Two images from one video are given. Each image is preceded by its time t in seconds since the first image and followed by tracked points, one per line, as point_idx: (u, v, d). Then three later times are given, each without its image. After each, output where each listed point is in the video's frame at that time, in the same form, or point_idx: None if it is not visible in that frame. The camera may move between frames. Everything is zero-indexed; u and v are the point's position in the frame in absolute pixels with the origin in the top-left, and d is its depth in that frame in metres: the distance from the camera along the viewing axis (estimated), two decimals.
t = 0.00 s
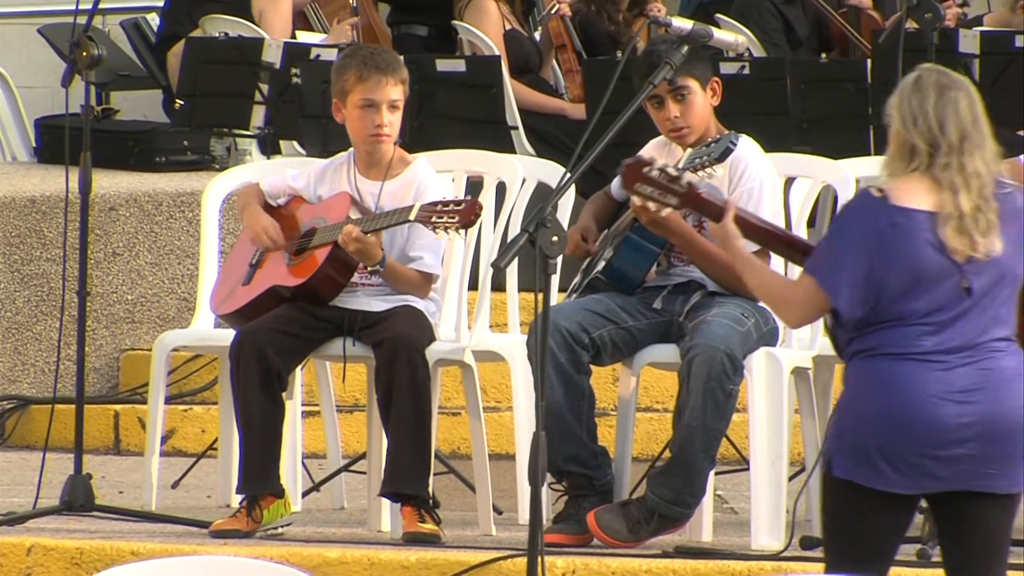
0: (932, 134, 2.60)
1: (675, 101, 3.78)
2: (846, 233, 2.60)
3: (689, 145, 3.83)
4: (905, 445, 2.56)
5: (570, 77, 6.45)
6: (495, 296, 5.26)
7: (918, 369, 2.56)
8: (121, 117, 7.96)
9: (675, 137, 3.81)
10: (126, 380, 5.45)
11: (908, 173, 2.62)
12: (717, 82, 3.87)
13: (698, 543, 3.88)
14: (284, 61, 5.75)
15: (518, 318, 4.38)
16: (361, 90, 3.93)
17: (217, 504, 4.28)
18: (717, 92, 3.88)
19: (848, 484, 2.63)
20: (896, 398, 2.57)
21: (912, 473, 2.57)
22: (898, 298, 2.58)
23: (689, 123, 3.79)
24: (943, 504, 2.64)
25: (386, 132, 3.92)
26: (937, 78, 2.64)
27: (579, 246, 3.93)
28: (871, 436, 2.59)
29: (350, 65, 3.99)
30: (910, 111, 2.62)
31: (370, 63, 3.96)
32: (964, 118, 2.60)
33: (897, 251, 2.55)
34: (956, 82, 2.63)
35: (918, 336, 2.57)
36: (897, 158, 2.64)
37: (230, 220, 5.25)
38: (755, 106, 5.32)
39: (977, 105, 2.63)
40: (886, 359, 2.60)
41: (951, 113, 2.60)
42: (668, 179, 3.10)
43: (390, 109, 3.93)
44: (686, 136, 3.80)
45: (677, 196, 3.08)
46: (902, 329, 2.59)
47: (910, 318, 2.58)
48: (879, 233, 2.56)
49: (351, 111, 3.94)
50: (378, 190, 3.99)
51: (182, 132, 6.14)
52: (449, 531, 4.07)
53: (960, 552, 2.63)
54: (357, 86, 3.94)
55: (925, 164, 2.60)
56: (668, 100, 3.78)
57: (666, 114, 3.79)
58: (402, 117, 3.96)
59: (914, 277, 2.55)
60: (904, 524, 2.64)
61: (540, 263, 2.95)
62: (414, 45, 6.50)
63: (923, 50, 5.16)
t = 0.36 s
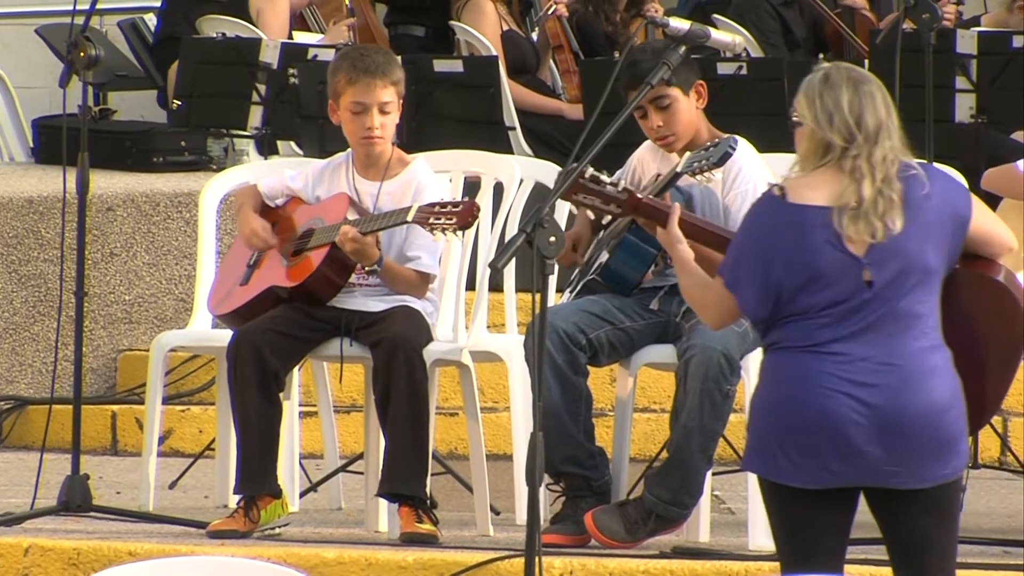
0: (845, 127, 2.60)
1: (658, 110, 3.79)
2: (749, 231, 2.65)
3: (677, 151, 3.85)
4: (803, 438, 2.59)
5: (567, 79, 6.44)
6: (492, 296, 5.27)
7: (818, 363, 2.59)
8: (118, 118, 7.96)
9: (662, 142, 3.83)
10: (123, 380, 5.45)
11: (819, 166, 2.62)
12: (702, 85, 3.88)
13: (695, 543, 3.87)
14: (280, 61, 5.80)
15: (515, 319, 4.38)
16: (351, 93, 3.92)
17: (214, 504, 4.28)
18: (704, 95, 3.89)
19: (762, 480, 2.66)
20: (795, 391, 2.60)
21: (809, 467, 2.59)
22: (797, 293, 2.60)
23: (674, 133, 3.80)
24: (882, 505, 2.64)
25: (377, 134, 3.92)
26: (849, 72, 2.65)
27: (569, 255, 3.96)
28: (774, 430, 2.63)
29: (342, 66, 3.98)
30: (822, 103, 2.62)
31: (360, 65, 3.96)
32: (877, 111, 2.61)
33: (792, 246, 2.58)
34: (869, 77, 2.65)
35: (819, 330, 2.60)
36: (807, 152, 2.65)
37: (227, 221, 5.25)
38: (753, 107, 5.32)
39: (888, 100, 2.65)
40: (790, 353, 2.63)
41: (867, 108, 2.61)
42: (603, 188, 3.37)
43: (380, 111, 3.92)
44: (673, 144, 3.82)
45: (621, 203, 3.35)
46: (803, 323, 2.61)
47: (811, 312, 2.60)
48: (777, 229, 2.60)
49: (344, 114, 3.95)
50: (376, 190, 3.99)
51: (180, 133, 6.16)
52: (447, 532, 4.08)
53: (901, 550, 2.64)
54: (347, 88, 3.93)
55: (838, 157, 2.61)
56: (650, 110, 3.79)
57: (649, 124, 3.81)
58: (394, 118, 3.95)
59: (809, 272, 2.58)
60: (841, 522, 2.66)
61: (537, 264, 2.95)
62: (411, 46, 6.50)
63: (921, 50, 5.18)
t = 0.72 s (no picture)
0: (780, 134, 2.66)
1: (646, 108, 3.80)
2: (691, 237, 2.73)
3: (670, 147, 3.86)
4: (745, 439, 2.67)
5: (558, 78, 6.45)
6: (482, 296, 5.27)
7: (757, 365, 2.66)
8: (109, 118, 7.95)
9: (652, 141, 3.84)
10: (114, 380, 5.45)
11: (757, 172, 2.68)
12: (691, 82, 3.88)
13: (687, 543, 3.85)
14: (271, 62, 5.74)
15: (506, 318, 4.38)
16: (335, 94, 3.93)
17: (204, 504, 4.29)
18: (693, 91, 3.89)
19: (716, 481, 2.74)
20: (737, 393, 2.68)
21: (752, 468, 2.66)
22: (736, 296, 2.68)
23: (664, 129, 3.81)
24: (845, 504, 2.68)
25: (361, 134, 3.92)
26: (788, 76, 2.69)
27: (574, 242, 3.78)
28: (720, 431, 2.71)
29: (327, 66, 3.98)
30: (759, 111, 2.69)
31: (342, 66, 3.96)
32: (814, 117, 2.66)
33: (727, 250, 2.65)
34: (808, 80, 2.68)
35: (760, 331, 2.66)
36: (748, 159, 2.71)
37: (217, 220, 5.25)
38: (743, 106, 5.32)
39: (828, 102, 2.68)
40: (735, 355, 2.70)
41: (799, 114, 2.66)
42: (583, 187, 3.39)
43: (363, 113, 3.93)
44: (664, 141, 3.83)
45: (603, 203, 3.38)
46: (745, 325, 2.69)
47: (752, 315, 2.67)
48: (713, 234, 2.68)
49: (330, 115, 3.95)
50: (367, 190, 4.00)
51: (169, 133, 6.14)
52: (437, 531, 4.08)
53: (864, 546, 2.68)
54: (330, 89, 3.94)
55: (773, 163, 2.66)
56: (639, 108, 3.80)
57: (640, 123, 3.82)
58: (379, 118, 3.95)
59: (743, 275, 2.64)
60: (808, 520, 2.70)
61: (529, 264, 2.94)
62: (401, 45, 6.51)
63: (912, 50, 5.19)
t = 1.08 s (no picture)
0: (738, 126, 2.72)
1: (629, 105, 3.81)
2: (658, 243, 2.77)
3: (651, 147, 3.87)
4: (713, 442, 2.68)
5: (537, 79, 6.52)
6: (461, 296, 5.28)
7: (724, 367, 2.68)
8: (87, 118, 7.94)
9: (634, 140, 3.85)
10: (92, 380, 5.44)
11: (717, 163, 2.74)
12: (668, 82, 3.95)
13: (665, 543, 3.85)
14: (250, 62, 5.76)
15: (484, 319, 4.39)
16: (312, 95, 3.93)
17: (182, 505, 4.29)
18: (671, 90, 3.96)
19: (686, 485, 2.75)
20: (705, 397, 2.69)
21: (721, 471, 2.68)
22: (702, 300, 2.70)
23: (646, 126, 3.82)
24: (814, 506, 2.69)
25: (339, 135, 3.94)
26: (744, 72, 2.75)
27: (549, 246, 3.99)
28: (689, 436, 2.72)
29: (303, 67, 3.99)
30: (717, 107, 2.75)
31: (319, 67, 3.96)
32: (771, 106, 2.71)
33: (692, 253, 2.68)
34: (764, 73, 2.75)
35: (727, 335, 2.69)
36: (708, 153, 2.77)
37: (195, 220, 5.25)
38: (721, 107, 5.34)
39: (785, 92, 2.74)
40: (703, 359, 2.72)
41: (756, 106, 2.71)
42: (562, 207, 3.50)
43: (341, 113, 3.94)
44: (646, 139, 3.84)
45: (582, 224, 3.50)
46: (712, 329, 2.71)
47: (718, 318, 2.69)
48: (678, 237, 2.71)
49: (306, 116, 3.96)
50: (344, 191, 4.00)
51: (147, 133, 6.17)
52: (415, 531, 4.09)
53: (832, 547, 2.69)
54: (307, 90, 3.95)
55: (734, 155, 2.71)
56: (622, 105, 3.81)
57: (621, 120, 3.83)
58: (357, 118, 3.96)
59: (708, 277, 2.67)
60: (780, 521, 2.71)
61: (507, 265, 2.95)
62: (380, 46, 6.51)
63: (891, 50, 5.22)
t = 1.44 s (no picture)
0: (713, 129, 2.74)
1: (610, 100, 3.82)
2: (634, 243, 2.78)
3: (628, 144, 3.88)
4: (693, 440, 2.69)
5: (513, 79, 6.51)
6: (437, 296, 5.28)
7: (703, 364, 2.69)
8: (62, 118, 7.91)
9: (612, 136, 3.86)
10: (67, 381, 5.43)
11: (693, 167, 2.75)
12: (650, 79, 3.97)
13: (640, 543, 3.86)
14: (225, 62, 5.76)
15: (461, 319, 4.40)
16: (290, 93, 3.94)
17: (157, 505, 4.28)
18: (652, 88, 3.97)
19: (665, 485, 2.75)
20: (684, 395, 2.70)
21: (701, 469, 2.68)
22: (680, 298, 2.71)
23: (626, 122, 3.83)
24: (790, 505, 2.70)
25: (317, 134, 3.94)
26: (720, 72, 2.77)
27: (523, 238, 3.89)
28: (669, 435, 2.73)
29: (281, 66, 4.00)
30: (691, 110, 2.77)
31: (298, 65, 3.97)
32: (746, 110, 2.73)
33: (669, 252, 2.70)
34: (739, 74, 2.76)
35: (705, 333, 2.70)
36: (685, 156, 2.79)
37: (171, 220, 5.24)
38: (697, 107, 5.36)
39: (760, 94, 2.75)
40: (680, 358, 2.73)
41: (730, 107, 2.73)
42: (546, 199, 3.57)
43: (320, 111, 3.94)
44: (625, 135, 3.85)
45: (563, 216, 3.55)
46: (690, 328, 2.72)
47: (696, 316, 2.70)
48: (654, 236, 2.73)
49: (284, 113, 3.96)
50: (319, 191, 3.99)
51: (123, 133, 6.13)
52: (391, 532, 4.09)
53: (808, 545, 2.70)
54: (286, 89, 3.95)
55: (709, 159, 2.73)
56: (602, 100, 3.82)
57: (602, 114, 3.84)
58: (335, 117, 3.97)
59: (686, 274, 2.69)
60: (756, 518, 2.72)
61: (482, 265, 2.95)
62: (355, 45, 6.51)
63: (866, 51, 5.25)
